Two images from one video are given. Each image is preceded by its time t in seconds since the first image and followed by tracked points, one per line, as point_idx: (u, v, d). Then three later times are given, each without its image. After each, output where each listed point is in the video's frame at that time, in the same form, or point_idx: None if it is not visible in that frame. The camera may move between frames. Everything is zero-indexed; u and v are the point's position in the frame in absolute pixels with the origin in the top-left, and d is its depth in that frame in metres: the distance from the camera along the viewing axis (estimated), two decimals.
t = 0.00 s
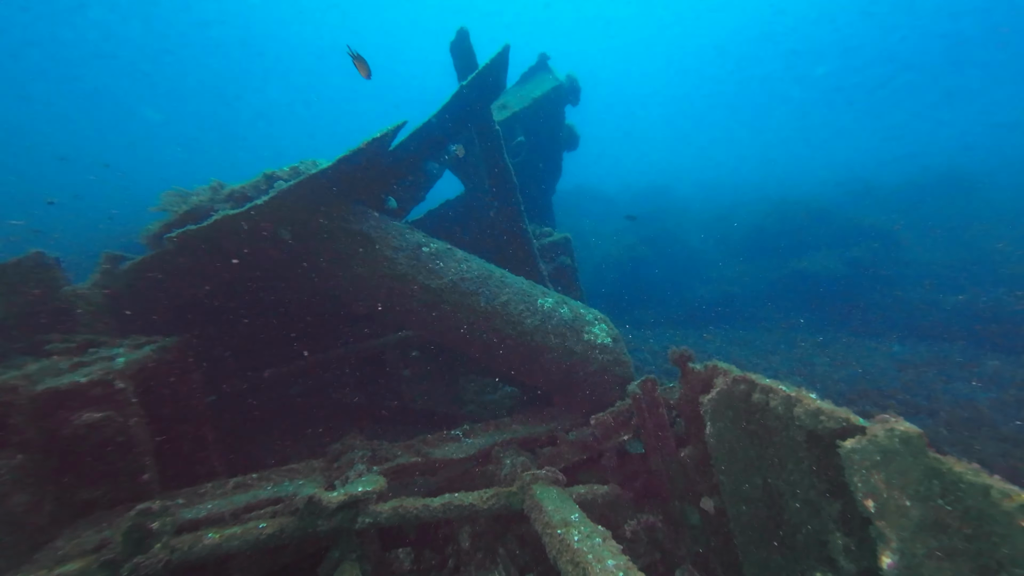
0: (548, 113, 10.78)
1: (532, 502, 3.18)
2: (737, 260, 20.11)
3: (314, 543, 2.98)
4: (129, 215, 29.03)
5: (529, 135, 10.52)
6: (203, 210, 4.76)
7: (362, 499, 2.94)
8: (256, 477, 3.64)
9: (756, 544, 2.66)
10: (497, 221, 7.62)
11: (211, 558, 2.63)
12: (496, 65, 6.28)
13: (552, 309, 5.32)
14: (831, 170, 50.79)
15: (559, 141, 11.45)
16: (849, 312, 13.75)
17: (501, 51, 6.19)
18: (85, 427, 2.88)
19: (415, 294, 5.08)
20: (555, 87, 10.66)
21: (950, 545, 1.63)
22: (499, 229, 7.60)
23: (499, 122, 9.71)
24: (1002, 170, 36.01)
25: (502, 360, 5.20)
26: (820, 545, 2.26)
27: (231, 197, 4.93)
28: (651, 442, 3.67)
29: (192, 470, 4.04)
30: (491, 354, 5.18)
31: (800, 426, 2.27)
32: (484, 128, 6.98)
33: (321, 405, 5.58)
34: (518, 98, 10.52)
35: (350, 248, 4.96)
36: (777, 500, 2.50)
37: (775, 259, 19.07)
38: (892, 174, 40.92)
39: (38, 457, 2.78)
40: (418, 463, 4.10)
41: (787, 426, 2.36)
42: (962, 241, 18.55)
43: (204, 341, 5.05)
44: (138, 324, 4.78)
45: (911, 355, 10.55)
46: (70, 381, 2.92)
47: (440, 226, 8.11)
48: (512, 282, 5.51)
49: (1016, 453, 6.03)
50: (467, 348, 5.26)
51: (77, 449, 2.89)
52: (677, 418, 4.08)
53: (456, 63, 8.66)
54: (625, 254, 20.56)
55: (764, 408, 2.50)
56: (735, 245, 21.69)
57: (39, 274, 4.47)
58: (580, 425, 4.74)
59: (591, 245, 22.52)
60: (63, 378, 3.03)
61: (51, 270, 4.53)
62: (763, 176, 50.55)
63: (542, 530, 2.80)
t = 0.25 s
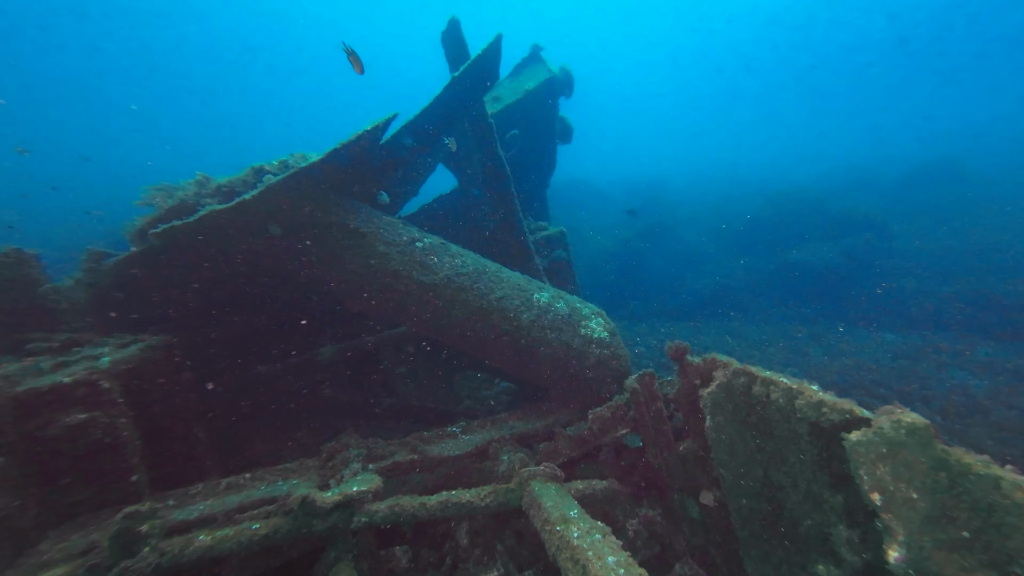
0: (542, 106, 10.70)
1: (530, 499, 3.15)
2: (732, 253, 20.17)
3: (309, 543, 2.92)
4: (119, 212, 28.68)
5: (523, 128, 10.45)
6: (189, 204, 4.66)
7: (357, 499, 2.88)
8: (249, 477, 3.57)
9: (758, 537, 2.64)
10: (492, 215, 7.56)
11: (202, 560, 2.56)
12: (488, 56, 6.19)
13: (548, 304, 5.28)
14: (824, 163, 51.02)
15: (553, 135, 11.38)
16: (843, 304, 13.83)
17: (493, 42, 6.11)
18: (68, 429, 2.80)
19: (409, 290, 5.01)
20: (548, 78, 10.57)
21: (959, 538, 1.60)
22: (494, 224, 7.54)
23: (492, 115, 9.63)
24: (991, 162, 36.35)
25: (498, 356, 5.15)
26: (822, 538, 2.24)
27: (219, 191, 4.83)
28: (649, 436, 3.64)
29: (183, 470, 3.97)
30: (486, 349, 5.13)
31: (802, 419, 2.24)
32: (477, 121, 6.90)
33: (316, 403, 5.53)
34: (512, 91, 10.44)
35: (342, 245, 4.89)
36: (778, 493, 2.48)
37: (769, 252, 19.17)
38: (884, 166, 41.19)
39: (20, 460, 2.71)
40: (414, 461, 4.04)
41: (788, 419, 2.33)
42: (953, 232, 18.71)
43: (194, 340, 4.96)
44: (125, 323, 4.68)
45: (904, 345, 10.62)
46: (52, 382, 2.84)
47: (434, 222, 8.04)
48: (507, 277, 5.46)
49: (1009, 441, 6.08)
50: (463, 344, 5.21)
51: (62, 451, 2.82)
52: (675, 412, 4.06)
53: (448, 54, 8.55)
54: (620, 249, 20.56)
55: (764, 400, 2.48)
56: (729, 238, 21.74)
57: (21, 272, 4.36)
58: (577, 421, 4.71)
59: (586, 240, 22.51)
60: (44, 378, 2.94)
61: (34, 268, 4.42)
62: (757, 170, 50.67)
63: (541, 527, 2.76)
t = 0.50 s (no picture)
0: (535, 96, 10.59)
1: (528, 495, 3.12)
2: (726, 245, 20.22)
3: (303, 544, 2.86)
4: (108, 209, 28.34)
5: (516, 120, 10.35)
6: (172, 198, 4.54)
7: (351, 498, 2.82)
8: (240, 477, 3.51)
9: (758, 530, 2.61)
10: (485, 208, 7.48)
11: (192, 564, 2.50)
12: (478, 44, 6.08)
13: (544, 298, 5.22)
14: (816, 154, 51.20)
15: (547, 126, 11.28)
16: (836, 294, 13.91)
17: (484, 30, 6.00)
18: (48, 431, 2.72)
19: (402, 285, 4.94)
20: (540, 68, 10.46)
21: (969, 529, 1.58)
22: (488, 217, 7.47)
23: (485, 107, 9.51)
24: (981, 150, 36.66)
25: (494, 351, 5.09)
26: (825, 530, 2.21)
27: (202, 185, 4.71)
28: (646, 430, 3.62)
29: (173, 471, 3.90)
30: (482, 344, 5.07)
31: (803, 410, 2.21)
32: (469, 112, 6.80)
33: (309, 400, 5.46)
34: (504, 82, 10.31)
35: (333, 239, 4.81)
36: (779, 485, 2.44)
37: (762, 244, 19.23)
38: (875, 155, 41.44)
39: None
40: (410, 458, 4.00)
41: (789, 411, 2.30)
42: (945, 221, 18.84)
43: (182, 338, 4.87)
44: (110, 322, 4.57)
45: (897, 334, 10.69)
46: (30, 383, 2.76)
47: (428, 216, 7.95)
48: (502, 271, 5.39)
49: (1003, 426, 6.13)
50: (458, 339, 5.14)
51: (44, 454, 2.74)
52: (672, 405, 4.03)
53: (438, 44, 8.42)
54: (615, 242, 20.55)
55: (765, 391, 2.44)
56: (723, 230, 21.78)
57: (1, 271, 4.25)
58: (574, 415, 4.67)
59: (580, 234, 22.48)
60: (22, 379, 2.85)
61: (13, 266, 4.31)
62: (750, 162, 50.79)
63: (540, 523, 2.73)
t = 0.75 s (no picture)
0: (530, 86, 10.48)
1: (527, 491, 3.08)
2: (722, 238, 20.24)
3: (300, 543, 2.81)
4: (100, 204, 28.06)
5: (511, 112, 10.26)
6: (159, 192, 4.44)
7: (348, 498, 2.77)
8: (235, 476, 3.46)
9: (760, 523, 2.57)
10: (481, 201, 7.40)
11: (186, 566, 2.44)
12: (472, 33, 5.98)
13: (541, 292, 5.17)
14: (811, 146, 51.25)
15: (542, 118, 11.19)
16: (832, 287, 13.95)
17: (477, 18, 5.90)
18: (35, 431, 2.66)
19: (397, 280, 4.87)
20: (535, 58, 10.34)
21: (980, 523, 1.55)
22: (484, 211, 7.40)
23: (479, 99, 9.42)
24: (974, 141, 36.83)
25: (491, 346, 5.04)
26: (829, 523, 2.17)
27: (190, 178, 4.61)
28: (646, 424, 3.59)
29: (167, 470, 3.84)
30: (479, 339, 5.01)
31: (807, 403, 2.17)
32: (464, 103, 6.71)
33: (305, 397, 5.40)
34: (498, 73, 10.21)
35: (327, 234, 4.73)
36: (782, 479, 2.41)
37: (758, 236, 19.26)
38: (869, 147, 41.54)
39: None
40: (408, 455, 3.95)
41: (792, 404, 2.26)
42: (938, 212, 18.93)
43: (174, 335, 4.79)
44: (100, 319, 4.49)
45: (893, 324, 10.73)
46: (15, 381, 2.67)
47: (423, 210, 7.88)
48: (498, 266, 5.33)
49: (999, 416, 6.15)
50: (454, 334, 5.09)
51: (31, 455, 2.67)
52: (671, 399, 4.01)
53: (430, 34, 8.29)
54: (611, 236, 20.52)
55: (767, 385, 2.40)
56: (718, 222, 21.79)
57: None
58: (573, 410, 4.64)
59: (576, 228, 22.44)
60: (6, 378, 2.77)
61: None
62: (744, 155, 50.81)
63: (539, 520, 2.69)
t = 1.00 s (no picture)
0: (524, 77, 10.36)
1: (525, 491, 3.03)
2: (717, 232, 20.26)
3: (294, 546, 2.74)
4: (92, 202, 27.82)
5: (505, 105, 10.16)
6: (143, 188, 4.33)
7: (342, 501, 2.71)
8: (226, 478, 3.38)
9: (762, 521, 2.52)
10: (476, 196, 7.32)
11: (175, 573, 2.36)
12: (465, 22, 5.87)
13: (537, 288, 5.11)
14: (806, 139, 51.34)
15: (536, 111, 11.09)
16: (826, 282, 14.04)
17: (470, 7, 5.79)
18: (17, 436, 2.57)
19: (391, 276, 4.80)
20: (528, 50, 10.22)
21: (996, 524, 1.51)
22: (479, 206, 7.31)
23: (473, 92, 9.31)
24: (967, 132, 37.05)
25: (487, 343, 4.97)
26: (833, 520, 2.13)
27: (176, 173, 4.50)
28: (644, 421, 3.55)
29: (158, 472, 3.77)
30: (475, 336, 4.94)
31: (812, 400, 2.13)
32: (457, 95, 6.60)
33: (300, 397, 5.33)
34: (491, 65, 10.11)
35: (319, 231, 4.67)
36: (784, 476, 2.37)
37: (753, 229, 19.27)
38: (863, 139, 41.82)
39: None
40: (404, 455, 3.89)
41: (796, 400, 2.22)
42: (932, 203, 19.01)
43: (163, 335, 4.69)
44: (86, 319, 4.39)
45: (888, 315, 10.80)
46: None
47: (418, 206, 7.78)
48: (494, 261, 5.27)
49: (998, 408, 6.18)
50: (450, 332, 5.01)
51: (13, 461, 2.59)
52: (671, 395, 3.96)
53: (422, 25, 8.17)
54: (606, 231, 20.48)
55: (769, 381, 2.35)
56: (713, 216, 21.85)
57: None
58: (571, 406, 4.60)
59: (571, 224, 22.38)
60: None
61: None
62: (739, 148, 50.85)
63: (538, 521, 2.65)
